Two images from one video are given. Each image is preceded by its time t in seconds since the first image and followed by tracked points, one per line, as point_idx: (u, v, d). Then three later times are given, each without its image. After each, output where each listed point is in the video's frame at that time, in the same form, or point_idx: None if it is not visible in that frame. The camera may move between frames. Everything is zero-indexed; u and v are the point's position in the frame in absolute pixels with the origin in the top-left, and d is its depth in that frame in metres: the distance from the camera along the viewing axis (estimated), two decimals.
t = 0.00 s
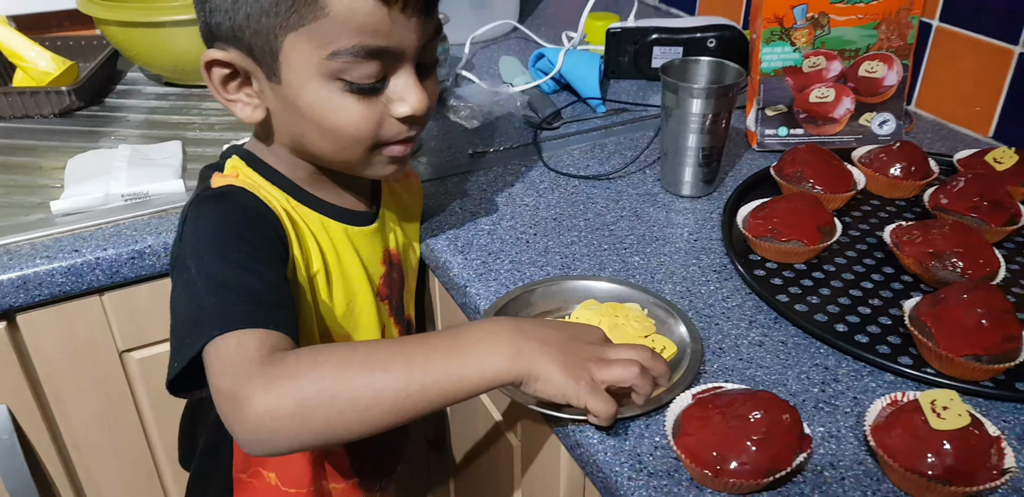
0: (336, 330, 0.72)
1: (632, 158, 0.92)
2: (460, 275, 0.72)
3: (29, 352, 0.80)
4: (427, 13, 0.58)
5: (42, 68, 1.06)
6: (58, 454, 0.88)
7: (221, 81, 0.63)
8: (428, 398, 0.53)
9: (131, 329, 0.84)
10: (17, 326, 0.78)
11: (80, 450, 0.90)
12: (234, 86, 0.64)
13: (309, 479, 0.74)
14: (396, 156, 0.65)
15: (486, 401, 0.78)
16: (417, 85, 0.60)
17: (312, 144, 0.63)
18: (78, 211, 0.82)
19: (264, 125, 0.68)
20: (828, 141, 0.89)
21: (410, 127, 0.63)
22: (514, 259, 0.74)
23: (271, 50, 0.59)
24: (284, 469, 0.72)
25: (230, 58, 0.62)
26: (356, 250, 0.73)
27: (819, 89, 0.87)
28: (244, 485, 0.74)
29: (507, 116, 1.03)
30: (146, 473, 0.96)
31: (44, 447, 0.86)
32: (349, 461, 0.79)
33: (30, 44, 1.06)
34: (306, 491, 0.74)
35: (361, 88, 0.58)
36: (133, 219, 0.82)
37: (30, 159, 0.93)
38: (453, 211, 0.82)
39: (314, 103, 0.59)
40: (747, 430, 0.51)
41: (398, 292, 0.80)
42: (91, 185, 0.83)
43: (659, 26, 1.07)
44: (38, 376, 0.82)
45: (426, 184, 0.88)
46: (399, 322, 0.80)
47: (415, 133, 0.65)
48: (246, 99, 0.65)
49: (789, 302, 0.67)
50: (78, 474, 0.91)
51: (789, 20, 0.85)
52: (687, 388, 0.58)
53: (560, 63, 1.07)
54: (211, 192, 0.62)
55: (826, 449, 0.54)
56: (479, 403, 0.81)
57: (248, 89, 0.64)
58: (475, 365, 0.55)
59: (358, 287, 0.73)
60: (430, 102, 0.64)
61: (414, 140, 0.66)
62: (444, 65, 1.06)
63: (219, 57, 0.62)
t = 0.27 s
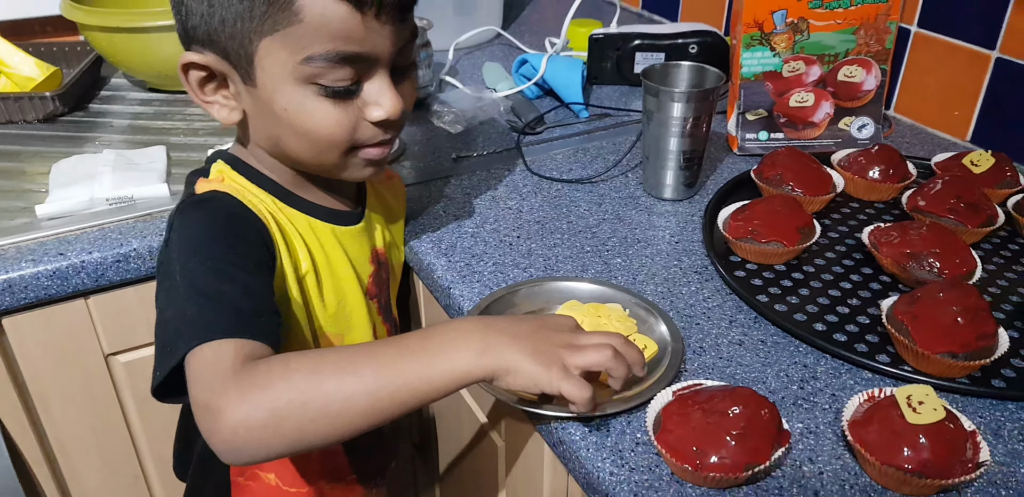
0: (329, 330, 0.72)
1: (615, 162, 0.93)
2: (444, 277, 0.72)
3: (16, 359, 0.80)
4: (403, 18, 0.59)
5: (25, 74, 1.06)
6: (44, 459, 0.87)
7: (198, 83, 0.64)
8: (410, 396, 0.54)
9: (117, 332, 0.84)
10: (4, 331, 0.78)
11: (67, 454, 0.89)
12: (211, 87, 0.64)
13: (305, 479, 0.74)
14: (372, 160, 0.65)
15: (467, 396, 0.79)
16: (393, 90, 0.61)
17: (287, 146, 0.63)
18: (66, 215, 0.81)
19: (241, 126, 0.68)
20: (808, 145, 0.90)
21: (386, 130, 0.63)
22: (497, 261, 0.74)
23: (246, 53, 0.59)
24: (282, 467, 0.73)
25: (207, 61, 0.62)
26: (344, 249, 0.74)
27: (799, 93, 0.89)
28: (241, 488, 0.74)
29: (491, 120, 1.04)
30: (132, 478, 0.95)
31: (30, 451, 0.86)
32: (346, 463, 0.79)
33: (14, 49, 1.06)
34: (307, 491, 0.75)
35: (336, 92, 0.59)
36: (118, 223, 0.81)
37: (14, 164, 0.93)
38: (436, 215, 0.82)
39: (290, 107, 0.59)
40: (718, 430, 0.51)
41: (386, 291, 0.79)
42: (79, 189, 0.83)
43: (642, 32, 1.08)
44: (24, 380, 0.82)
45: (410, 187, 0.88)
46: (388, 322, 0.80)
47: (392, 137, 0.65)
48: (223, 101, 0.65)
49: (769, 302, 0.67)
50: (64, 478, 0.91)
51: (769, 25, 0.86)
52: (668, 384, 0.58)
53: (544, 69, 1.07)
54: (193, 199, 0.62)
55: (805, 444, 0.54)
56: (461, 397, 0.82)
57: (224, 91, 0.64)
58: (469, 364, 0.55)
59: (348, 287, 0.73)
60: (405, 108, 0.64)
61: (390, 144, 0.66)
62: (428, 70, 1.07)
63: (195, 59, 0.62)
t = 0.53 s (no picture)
0: (323, 326, 0.72)
1: (609, 162, 0.93)
2: (439, 274, 0.73)
3: (15, 356, 0.80)
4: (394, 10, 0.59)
5: (23, 74, 1.06)
6: (43, 455, 0.88)
7: (195, 80, 0.64)
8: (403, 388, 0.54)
9: (114, 329, 0.84)
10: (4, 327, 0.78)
11: (66, 450, 0.89)
12: (208, 84, 0.64)
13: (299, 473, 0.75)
14: (366, 153, 0.66)
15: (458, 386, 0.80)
16: (385, 83, 0.61)
17: (281, 141, 0.63)
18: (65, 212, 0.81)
19: (238, 124, 0.68)
20: (801, 144, 0.90)
21: (379, 123, 0.63)
22: (492, 258, 0.75)
23: (239, 47, 0.60)
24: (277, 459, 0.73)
25: (202, 57, 0.62)
26: (337, 245, 0.74)
27: (792, 93, 0.89)
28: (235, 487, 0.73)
29: (487, 120, 1.04)
30: (130, 474, 0.95)
31: (29, 447, 0.86)
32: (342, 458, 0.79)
33: (12, 49, 1.06)
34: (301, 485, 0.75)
35: (327, 84, 0.59)
36: (117, 220, 0.82)
37: (13, 162, 0.93)
38: (431, 213, 0.83)
39: (283, 100, 0.60)
40: (704, 423, 0.52)
41: (381, 288, 0.80)
42: (80, 186, 0.83)
43: (636, 32, 1.09)
44: (24, 376, 0.82)
45: (406, 186, 0.88)
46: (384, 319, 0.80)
47: (384, 131, 0.65)
48: (220, 98, 0.65)
49: (762, 299, 0.68)
50: (62, 475, 0.91)
51: (763, 25, 0.87)
52: (659, 379, 0.59)
53: (538, 69, 1.08)
54: (187, 199, 0.63)
55: (796, 438, 0.54)
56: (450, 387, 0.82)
57: (221, 88, 0.65)
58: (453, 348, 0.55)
59: (341, 283, 0.73)
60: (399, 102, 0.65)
61: (383, 138, 0.66)
62: (424, 70, 1.07)
63: (192, 55, 0.63)
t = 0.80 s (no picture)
0: (319, 318, 0.72)
1: (603, 154, 0.93)
2: (432, 265, 0.73)
3: (14, 349, 0.81)
4: None
5: (20, 67, 1.06)
6: (42, 445, 0.88)
7: (183, 71, 0.64)
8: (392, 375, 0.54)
9: (109, 320, 0.84)
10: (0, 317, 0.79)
11: (64, 441, 0.90)
12: (196, 75, 0.65)
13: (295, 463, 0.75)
14: (355, 143, 0.66)
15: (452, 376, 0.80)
16: (372, 67, 0.61)
17: (270, 130, 0.63)
18: (59, 203, 0.82)
19: (228, 115, 0.69)
20: (794, 136, 0.91)
21: (367, 110, 0.64)
22: (485, 249, 0.75)
23: (225, 35, 0.60)
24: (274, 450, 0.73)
25: (190, 47, 0.63)
26: (333, 236, 0.74)
27: (786, 85, 0.89)
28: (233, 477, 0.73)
29: (481, 113, 1.04)
30: (128, 466, 0.96)
31: (28, 437, 0.87)
32: (342, 447, 0.80)
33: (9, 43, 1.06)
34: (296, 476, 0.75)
35: (312, 68, 0.59)
36: (113, 212, 0.82)
37: (10, 155, 0.93)
38: (424, 204, 0.83)
39: (270, 87, 0.60)
40: (691, 417, 0.52)
41: (377, 278, 0.80)
42: (75, 179, 0.83)
43: (630, 25, 1.09)
44: (23, 368, 0.83)
45: (401, 178, 0.88)
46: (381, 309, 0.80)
47: (373, 118, 0.66)
48: (209, 89, 0.65)
49: (752, 289, 0.68)
50: (60, 466, 0.91)
51: (755, 17, 0.87)
52: (650, 368, 0.59)
53: (532, 62, 1.08)
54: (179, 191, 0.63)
55: (784, 425, 0.55)
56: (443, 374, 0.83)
57: (210, 79, 0.65)
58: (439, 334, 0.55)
59: (337, 274, 0.73)
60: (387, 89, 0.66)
61: (372, 126, 0.66)
62: (419, 63, 1.07)
63: (180, 46, 0.63)
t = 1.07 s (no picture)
0: (332, 320, 0.73)
1: (601, 153, 0.94)
2: (431, 264, 0.73)
3: (17, 346, 0.81)
4: None
5: (24, 69, 1.07)
6: (45, 444, 0.89)
7: (186, 76, 0.65)
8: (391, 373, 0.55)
9: (112, 319, 0.85)
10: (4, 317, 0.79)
11: (67, 439, 0.90)
12: (199, 80, 0.65)
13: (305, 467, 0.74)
14: (360, 137, 0.66)
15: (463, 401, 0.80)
16: (374, 66, 0.62)
17: (275, 131, 0.64)
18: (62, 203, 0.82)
19: (231, 118, 0.69)
20: (792, 134, 0.91)
21: (370, 107, 0.64)
22: (484, 248, 0.75)
23: (227, 38, 0.60)
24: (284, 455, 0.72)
25: (192, 52, 0.63)
26: (343, 236, 0.74)
27: (783, 83, 0.90)
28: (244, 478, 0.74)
29: (481, 112, 1.05)
30: (130, 464, 0.96)
31: (31, 435, 0.87)
32: (355, 449, 0.80)
33: (13, 45, 1.07)
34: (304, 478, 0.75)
35: (315, 68, 0.60)
36: (116, 212, 0.83)
37: (13, 156, 0.94)
38: (424, 203, 0.83)
39: (275, 88, 0.60)
40: (700, 404, 0.53)
41: (382, 277, 0.80)
42: (76, 179, 0.84)
43: (628, 25, 1.10)
44: (25, 365, 0.83)
45: (401, 177, 0.89)
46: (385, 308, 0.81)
47: (377, 115, 0.66)
48: (212, 93, 0.66)
49: (749, 286, 0.68)
50: (63, 464, 0.92)
51: (751, 16, 0.87)
52: (649, 364, 0.59)
53: (531, 62, 1.09)
54: (191, 197, 0.63)
55: (780, 422, 0.55)
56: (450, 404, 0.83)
57: (213, 83, 0.65)
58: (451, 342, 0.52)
59: (347, 275, 0.74)
60: (389, 87, 0.66)
61: (376, 122, 0.67)
62: (419, 63, 1.08)
63: (182, 51, 0.64)
